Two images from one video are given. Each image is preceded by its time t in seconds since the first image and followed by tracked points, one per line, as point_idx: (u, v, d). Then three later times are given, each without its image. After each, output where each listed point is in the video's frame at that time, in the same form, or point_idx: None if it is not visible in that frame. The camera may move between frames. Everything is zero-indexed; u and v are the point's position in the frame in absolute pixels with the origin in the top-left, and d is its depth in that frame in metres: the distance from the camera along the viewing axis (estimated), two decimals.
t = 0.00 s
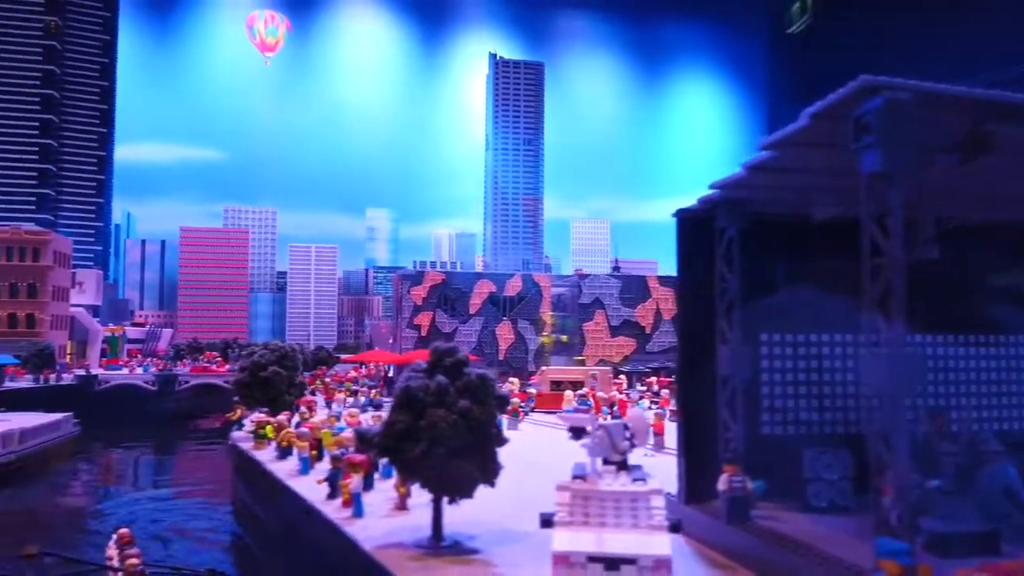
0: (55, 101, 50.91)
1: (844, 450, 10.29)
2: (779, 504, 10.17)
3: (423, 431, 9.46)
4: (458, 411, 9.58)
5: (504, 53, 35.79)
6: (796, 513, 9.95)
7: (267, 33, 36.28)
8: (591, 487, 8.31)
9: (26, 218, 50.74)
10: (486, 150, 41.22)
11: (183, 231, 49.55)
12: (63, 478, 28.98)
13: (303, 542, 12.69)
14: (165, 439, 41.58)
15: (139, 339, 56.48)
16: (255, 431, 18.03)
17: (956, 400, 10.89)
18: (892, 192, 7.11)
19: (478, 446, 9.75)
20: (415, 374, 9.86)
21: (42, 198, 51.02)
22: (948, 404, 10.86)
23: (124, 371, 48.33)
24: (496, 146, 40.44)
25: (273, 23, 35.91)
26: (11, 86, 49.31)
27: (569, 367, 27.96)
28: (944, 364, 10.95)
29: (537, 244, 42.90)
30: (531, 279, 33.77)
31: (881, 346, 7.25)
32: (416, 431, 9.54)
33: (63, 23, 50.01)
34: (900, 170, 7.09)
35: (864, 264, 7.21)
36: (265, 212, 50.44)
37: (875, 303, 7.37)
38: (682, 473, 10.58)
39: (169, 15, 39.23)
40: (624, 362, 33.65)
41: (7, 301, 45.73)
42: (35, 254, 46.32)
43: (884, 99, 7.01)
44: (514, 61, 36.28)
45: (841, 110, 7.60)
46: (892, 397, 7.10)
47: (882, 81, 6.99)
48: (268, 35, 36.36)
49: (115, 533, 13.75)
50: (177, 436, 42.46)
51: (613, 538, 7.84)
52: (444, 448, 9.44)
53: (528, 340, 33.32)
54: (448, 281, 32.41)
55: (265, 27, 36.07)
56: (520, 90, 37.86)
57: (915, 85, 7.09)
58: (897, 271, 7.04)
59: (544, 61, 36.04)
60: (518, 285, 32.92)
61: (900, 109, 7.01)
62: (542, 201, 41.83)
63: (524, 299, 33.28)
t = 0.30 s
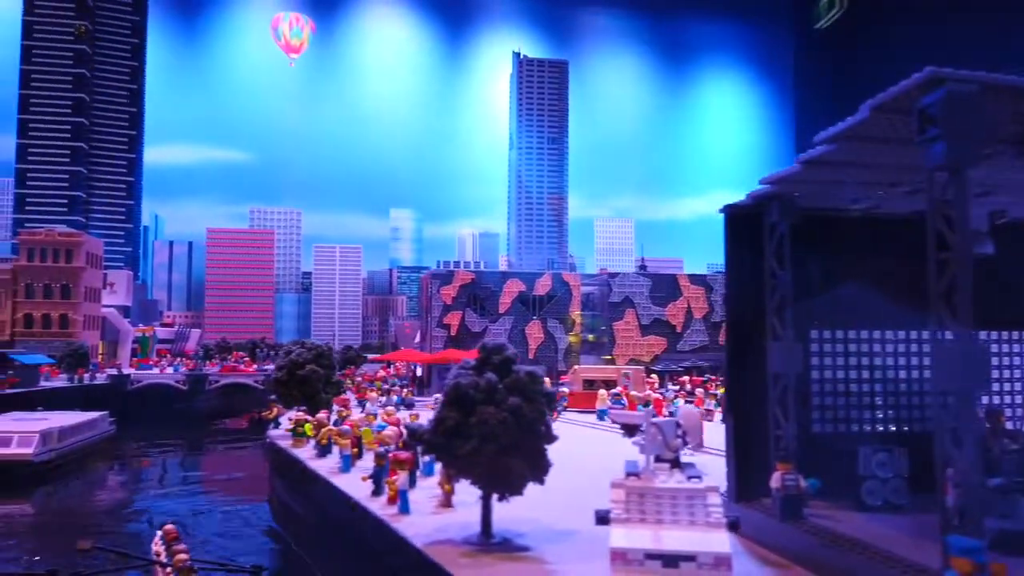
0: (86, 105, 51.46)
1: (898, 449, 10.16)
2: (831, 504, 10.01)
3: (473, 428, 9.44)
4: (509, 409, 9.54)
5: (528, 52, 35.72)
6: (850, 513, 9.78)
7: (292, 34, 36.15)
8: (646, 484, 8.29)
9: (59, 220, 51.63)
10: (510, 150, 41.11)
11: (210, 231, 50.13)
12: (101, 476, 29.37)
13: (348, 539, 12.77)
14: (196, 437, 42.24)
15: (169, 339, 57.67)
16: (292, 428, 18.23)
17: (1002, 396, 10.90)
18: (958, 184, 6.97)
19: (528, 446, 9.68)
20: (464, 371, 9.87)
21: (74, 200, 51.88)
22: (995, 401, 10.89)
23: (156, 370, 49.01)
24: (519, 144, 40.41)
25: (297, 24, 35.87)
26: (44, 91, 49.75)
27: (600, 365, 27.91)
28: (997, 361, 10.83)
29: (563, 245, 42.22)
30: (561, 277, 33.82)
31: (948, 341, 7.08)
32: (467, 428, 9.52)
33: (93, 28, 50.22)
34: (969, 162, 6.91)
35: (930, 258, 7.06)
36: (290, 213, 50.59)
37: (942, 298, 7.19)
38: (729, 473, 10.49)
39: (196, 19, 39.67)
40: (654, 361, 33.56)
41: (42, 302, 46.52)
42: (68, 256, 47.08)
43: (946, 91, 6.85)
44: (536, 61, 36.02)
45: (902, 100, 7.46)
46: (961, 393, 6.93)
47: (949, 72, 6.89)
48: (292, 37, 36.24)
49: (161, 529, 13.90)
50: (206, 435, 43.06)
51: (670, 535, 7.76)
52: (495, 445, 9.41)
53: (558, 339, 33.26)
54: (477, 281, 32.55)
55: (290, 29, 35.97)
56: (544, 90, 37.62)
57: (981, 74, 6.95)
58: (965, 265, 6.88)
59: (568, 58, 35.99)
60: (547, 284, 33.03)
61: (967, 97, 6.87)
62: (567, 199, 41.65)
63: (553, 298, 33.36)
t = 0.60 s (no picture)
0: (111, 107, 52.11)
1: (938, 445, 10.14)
2: (870, 500, 10.00)
3: (514, 423, 9.54)
4: (548, 403, 9.62)
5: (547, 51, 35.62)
6: (891, 509, 9.77)
7: (312, 37, 36.38)
8: (689, 479, 8.36)
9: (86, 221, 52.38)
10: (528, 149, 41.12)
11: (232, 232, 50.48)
12: (130, 472, 29.81)
13: (385, 532, 12.98)
14: (222, 435, 42.84)
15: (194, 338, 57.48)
16: (323, 425, 18.51)
17: None
18: (1008, 179, 6.98)
19: (567, 442, 9.77)
20: (503, 366, 10.00)
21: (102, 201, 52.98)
22: None
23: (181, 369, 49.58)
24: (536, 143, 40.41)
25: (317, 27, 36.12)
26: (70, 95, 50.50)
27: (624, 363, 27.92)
28: None
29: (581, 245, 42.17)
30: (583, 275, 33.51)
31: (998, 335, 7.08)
32: (507, 423, 9.62)
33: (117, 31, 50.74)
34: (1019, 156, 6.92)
35: (979, 253, 7.06)
36: (310, 214, 50.60)
37: (990, 293, 7.19)
38: (767, 470, 10.51)
39: (217, 20, 39.97)
40: (676, 359, 33.41)
41: (70, 301, 47.20)
42: (95, 257, 47.89)
43: (999, 84, 6.85)
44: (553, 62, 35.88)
45: (949, 94, 7.46)
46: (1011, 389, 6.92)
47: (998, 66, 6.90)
48: (312, 40, 36.47)
49: (198, 523, 14.15)
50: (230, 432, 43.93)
51: (715, 529, 7.81)
52: (535, 439, 9.50)
53: (580, 337, 33.11)
54: (500, 280, 32.63)
55: (310, 32, 36.22)
56: (563, 88, 37.49)
57: None
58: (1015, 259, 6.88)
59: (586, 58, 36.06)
60: (570, 282, 33.00)
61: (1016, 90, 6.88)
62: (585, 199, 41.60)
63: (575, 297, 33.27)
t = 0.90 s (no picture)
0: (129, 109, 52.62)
1: (977, 441, 10.02)
2: (908, 496, 9.87)
3: (550, 418, 9.54)
4: (584, 398, 9.61)
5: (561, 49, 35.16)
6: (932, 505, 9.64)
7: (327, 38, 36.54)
8: (729, 473, 8.33)
9: (105, 220, 52.91)
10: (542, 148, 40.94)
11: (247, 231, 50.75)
12: (153, 469, 30.06)
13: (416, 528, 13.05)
14: (241, 433, 43.04)
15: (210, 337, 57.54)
16: (349, 422, 18.67)
17: None
18: None
19: (604, 437, 9.73)
20: (539, 361, 9.99)
21: (120, 201, 53.70)
22: None
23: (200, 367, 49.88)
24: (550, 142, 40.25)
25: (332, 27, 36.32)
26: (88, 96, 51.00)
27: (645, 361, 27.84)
28: None
29: (596, 242, 41.98)
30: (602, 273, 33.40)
31: None
32: (542, 418, 9.62)
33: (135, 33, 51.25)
34: None
35: None
36: (325, 214, 50.58)
37: None
38: (803, 466, 10.50)
39: (233, 21, 40.08)
40: (696, 357, 33.26)
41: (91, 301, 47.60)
42: (115, 256, 48.38)
43: None
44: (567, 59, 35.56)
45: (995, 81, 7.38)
46: None
47: None
48: (327, 41, 36.62)
49: (228, 518, 14.26)
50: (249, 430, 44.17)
51: (758, 523, 7.75)
52: (572, 434, 9.49)
53: (600, 336, 32.57)
54: (519, 278, 32.61)
55: (325, 32, 36.31)
56: (578, 89, 36.96)
57: None
58: None
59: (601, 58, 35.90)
60: (588, 281, 32.76)
61: None
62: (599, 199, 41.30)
63: (593, 295, 32.95)
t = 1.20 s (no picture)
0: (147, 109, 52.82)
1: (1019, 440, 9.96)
2: (950, 495, 9.83)
3: (589, 417, 9.52)
4: (623, 397, 9.58)
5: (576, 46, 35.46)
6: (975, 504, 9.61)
7: (340, 37, 36.56)
8: (775, 472, 8.31)
9: (123, 220, 53.33)
10: (557, 147, 40.98)
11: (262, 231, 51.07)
12: (177, 466, 30.39)
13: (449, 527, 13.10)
14: (261, 431, 43.36)
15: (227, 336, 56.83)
16: (375, 420, 18.90)
17: None
18: None
19: (643, 435, 9.69)
20: (577, 360, 9.96)
21: (139, 201, 54.46)
22: None
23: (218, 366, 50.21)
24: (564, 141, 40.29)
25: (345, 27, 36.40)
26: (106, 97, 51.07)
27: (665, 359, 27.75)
28: None
29: (611, 241, 41.96)
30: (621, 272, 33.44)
31: None
32: (581, 417, 9.61)
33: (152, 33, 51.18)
34: None
35: None
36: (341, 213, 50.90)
37: None
38: (844, 465, 10.46)
39: (246, 22, 40.07)
40: (717, 356, 33.16)
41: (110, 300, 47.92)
42: (134, 256, 48.88)
43: None
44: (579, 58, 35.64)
45: None
46: None
47: None
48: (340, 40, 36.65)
49: (260, 516, 14.38)
50: (267, 429, 44.42)
51: (806, 522, 7.74)
52: (612, 433, 9.47)
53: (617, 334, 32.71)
54: (538, 277, 32.63)
55: (338, 31, 36.31)
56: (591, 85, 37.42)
57: None
58: None
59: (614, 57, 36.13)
60: (607, 278, 32.66)
61: None
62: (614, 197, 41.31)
63: (613, 293, 32.88)
